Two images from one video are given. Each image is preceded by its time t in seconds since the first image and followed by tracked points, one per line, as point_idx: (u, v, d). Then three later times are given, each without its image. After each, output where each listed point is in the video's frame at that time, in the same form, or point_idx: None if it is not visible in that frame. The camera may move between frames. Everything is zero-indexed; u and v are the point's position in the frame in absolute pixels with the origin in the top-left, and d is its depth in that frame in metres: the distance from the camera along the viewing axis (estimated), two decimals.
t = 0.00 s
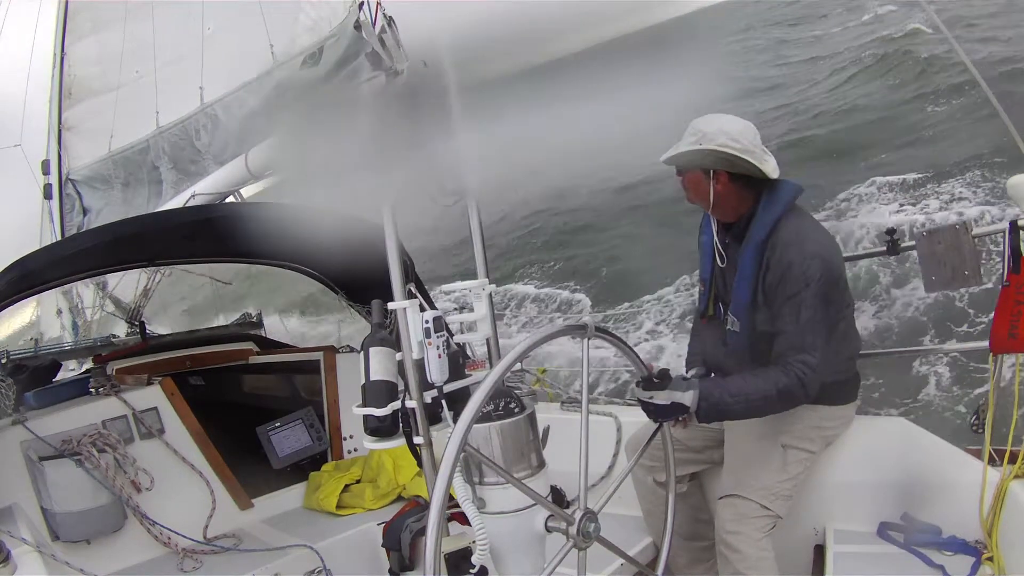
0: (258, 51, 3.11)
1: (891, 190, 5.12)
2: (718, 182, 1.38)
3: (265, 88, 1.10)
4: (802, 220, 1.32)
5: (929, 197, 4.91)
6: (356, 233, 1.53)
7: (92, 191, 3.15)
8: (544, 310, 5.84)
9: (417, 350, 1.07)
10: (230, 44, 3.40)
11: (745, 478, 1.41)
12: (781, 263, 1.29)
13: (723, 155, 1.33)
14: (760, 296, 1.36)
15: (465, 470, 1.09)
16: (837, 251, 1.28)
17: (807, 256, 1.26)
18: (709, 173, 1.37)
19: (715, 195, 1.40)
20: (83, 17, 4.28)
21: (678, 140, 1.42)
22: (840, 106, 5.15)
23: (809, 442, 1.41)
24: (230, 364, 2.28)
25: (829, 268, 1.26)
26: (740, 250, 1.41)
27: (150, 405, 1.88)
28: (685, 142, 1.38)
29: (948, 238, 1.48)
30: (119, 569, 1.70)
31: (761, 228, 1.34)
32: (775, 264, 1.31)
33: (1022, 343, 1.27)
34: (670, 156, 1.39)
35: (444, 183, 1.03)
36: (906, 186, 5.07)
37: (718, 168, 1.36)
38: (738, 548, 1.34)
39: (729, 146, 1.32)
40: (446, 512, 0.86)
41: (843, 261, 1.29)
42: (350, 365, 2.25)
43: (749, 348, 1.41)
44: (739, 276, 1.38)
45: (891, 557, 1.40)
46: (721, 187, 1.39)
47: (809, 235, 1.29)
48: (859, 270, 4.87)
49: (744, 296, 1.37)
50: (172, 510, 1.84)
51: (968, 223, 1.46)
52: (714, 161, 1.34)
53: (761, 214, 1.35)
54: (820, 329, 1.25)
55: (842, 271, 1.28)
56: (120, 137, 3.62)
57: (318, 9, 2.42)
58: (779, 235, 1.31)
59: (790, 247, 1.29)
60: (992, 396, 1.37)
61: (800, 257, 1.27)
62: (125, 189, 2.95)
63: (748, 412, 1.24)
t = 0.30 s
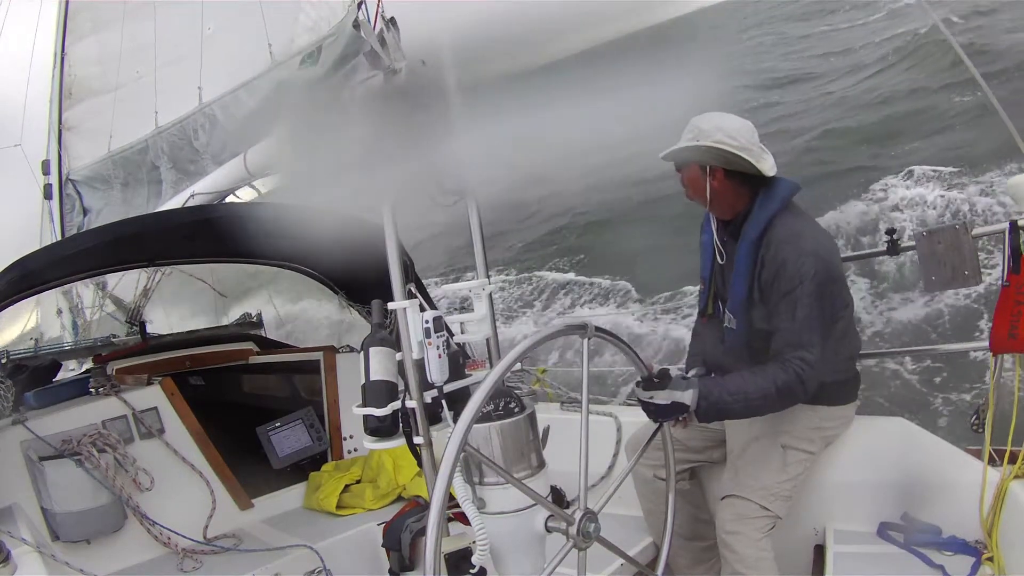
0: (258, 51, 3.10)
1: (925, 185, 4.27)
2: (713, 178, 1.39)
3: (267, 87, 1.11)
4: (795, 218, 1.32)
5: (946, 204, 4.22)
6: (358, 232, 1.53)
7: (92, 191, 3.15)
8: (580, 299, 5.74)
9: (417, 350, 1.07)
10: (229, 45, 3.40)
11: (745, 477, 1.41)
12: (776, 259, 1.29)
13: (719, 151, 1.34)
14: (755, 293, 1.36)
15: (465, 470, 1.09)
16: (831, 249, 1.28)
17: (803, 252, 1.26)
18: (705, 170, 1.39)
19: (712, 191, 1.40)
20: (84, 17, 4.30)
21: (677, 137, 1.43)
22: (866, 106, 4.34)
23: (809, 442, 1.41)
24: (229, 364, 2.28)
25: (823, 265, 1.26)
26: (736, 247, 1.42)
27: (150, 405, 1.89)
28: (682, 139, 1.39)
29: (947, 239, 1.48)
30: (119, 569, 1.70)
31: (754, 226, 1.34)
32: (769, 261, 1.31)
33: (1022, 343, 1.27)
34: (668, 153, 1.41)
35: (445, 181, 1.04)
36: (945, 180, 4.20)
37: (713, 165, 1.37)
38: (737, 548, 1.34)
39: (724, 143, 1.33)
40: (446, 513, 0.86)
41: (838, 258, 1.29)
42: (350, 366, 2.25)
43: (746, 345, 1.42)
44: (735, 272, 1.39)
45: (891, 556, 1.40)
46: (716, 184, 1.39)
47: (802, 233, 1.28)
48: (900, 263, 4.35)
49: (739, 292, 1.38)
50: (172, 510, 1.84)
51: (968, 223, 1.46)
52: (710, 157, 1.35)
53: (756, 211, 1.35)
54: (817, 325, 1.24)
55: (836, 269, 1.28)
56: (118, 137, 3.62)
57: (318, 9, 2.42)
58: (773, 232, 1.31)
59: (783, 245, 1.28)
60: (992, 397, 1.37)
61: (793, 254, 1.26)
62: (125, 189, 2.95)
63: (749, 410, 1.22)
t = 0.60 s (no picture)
0: (257, 51, 3.11)
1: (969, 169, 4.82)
2: (708, 177, 1.39)
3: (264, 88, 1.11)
4: (793, 216, 1.32)
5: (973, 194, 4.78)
6: (357, 233, 1.53)
7: (92, 191, 3.15)
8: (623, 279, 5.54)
9: (417, 350, 1.07)
10: (229, 44, 3.40)
11: (745, 478, 1.41)
12: (772, 257, 1.29)
13: (714, 151, 1.34)
14: (752, 291, 1.37)
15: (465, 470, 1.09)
16: (829, 247, 1.28)
17: (798, 250, 1.26)
18: (700, 168, 1.39)
19: (707, 190, 1.41)
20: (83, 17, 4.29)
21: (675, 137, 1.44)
22: (874, 104, 5.15)
23: (809, 442, 1.41)
24: (229, 364, 2.26)
25: (821, 263, 1.26)
26: (732, 246, 1.42)
27: (150, 405, 1.89)
28: (679, 139, 1.41)
29: (948, 239, 1.48)
30: (119, 569, 1.70)
31: (750, 225, 1.34)
32: (765, 260, 1.31)
33: (1022, 343, 1.27)
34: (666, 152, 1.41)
35: (444, 182, 1.03)
36: (984, 167, 4.79)
37: (709, 164, 1.37)
38: (738, 548, 1.34)
39: (719, 142, 1.33)
40: (446, 513, 0.86)
41: (835, 256, 1.29)
42: (350, 366, 2.26)
43: (744, 345, 1.41)
44: (731, 270, 1.39)
45: (891, 556, 1.40)
46: (711, 182, 1.39)
47: (800, 230, 1.29)
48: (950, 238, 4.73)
49: (736, 291, 1.38)
50: (172, 510, 1.84)
51: (968, 223, 1.46)
52: (705, 155, 1.36)
53: (751, 209, 1.35)
54: (816, 323, 1.24)
55: (834, 267, 1.28)
56: (119, 137, 3.62)
57: (318, 9, 2.42)
58: (768, 230, 1.31)
59: (780, 242, 1.29)
60: (992, 396, 1.37)
61: (791, 251, 1.27)
62: (124, 189, 2.95)
63: (749, 409, 1.22)
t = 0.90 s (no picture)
0: (258, 51, 3.10)
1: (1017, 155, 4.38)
2: (707, 177, 1.39)
3: (267, 87, 1.11)
4: (792, 216, 1.32)
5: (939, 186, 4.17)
6: (358, 232, 1.53)
7: (92, 190, 3.15)
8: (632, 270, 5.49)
9: (417, 350, 1.07)
10: (229, 44, 3.40)
11: (745, 478, 1.41)
12: (771, 256, 1.29)
13: (711, 150, 1.35)
14: (751, 290, 1.37)
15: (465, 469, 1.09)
16: (827, 246, 1.28)
17: (796, 249, 1.26)
18: (699, 168, 1.39)
19: (706, 190, 1.40)
20: (83, 17, 4.29)
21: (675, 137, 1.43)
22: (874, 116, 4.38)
23: (809, 443, 1.41)
24: (230, 364, 2.26)
25: (820, 262, 1.26)
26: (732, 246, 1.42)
27: (150, 405, 1.89)
28: (677, 139, 1.41)
29: (948, 239, 1.48)
30: (119, 569, 1.70)
31: (749, 223, 1.34)
32: (764, 259, 1.31)
33: (1022, 343, 1.27)
34: (665, 152, 1.41)
35: (444, 181, 1.03)
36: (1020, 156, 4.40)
37: (708, 163, 1.37)
38: (738, 548, 1.34)
39: (717, 142, 1.34)
40: (446, 512, 0.86)
41: (834, 255, 1.29)
42: (350, 366, 2.27)
43: (744, 344, 1.42)
44: (731, 270, 1.39)
45: (890, 556, 1.41)
46: (711, 182, 1.39)
47: (798, 229, 1.28)
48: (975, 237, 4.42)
49: (735, 291, 1.39)
50: (172, 510, 1.84)
51: (968, 223, 1.46)
52: (703, 155, 1.36)
53: (750, 208, 1.35)
54: (815, 321, 1.24)
55: (832, 266, 1.28)
56: (119, 137, 3.61)
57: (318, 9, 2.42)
58: (766, 229, 1.31)
59: (778, 241, 1.29)
60: (992, 397, 1.37)
61: (789, 250, 1.27)
62: (125, 189, 2.95)
63: (747, 408, 1.21)
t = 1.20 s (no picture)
0: (258, 51, 3.10)
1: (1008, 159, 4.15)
2: (707, 175, 1.39)
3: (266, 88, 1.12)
4: (793, 214, 1.31)
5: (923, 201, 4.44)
6: (358, 233, 1.53)
7: (92, 190, 3.15)
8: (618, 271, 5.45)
9: (417, 350, 1.07)
10: (229, 44, 3.40)
11: (745, 478, 1.41)
12: (771, 255, 1.29)
13: (712, 149, 1.34)
14: (750, 288, 1.37)
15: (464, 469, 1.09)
16: (826, 245, 1.28)
17: (795, 248, 1.26)
18: (700, 166, 1.38)
19: (706, 189, 1.40)
20: (83, 17, 4.29)
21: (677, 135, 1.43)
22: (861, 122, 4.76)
23: (810, 443, 1.41)
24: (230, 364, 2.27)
25: (819, 260, 1.26)
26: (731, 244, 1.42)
27: (150, 405, 1.88)
28: (678, 137, 1.40)
29: (947, 239, 1.48)
30: (119, 569, 1.70)
31: (748, 222, 1.35)
32: (764, 258, 1.31)
33: (1022, 343, 1.27)
34: (666, 150, 1.41)
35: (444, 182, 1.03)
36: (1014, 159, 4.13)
37: (709, 161, 1.37)
38: (739, 548, 1.34)
39: (717, 140, 1.33)
40: (446, 513, 0.86)
41: (833, 253, 1.29)
42: (351, 366, 2.27)
43: (744, 342, 1.42)
44: (730, 268, 1.40)
45: (891, 556, 1.41)
46: (712, 180, 1.39)
47: (797, 228, 1.28)
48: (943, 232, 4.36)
49: (735, 289, 1.39)
50: (172, 511, 1.84)
51: (968, 222, 1.45)
52: (703, 153, 1.35)
53: (750, 207, 1.35)
54: (814, 319, 1.24)
55: (832, 265, 1.28)
56: (119, 137, 3.61)
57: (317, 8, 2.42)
58: (766, 227, 1.31)
59: (777, 240, 1.29)
60: (993, 397, 1.37)
61: (788, 249, 1.27)
62: (124, 189, 2.95)
63: (747, 407, 1.21)
